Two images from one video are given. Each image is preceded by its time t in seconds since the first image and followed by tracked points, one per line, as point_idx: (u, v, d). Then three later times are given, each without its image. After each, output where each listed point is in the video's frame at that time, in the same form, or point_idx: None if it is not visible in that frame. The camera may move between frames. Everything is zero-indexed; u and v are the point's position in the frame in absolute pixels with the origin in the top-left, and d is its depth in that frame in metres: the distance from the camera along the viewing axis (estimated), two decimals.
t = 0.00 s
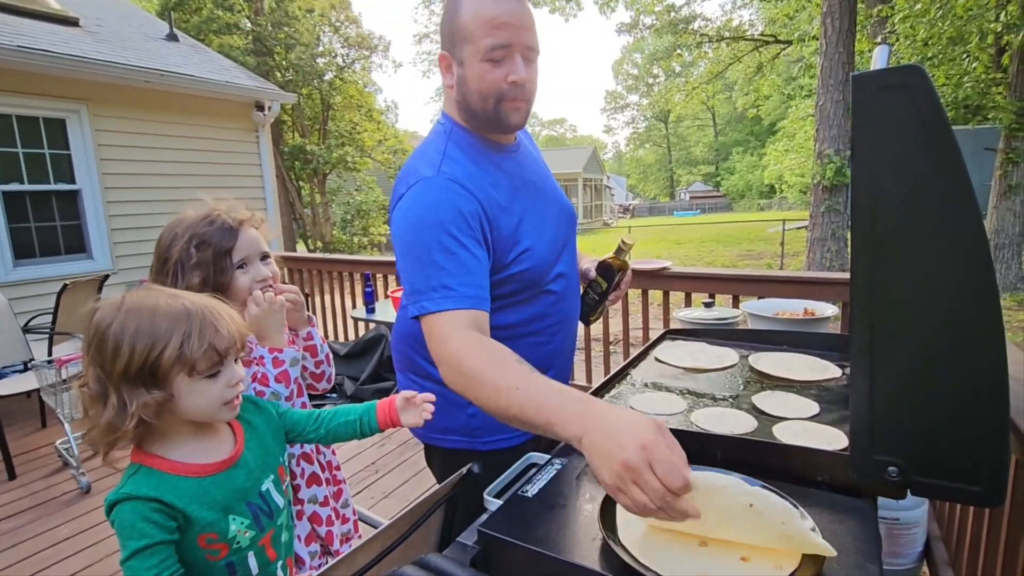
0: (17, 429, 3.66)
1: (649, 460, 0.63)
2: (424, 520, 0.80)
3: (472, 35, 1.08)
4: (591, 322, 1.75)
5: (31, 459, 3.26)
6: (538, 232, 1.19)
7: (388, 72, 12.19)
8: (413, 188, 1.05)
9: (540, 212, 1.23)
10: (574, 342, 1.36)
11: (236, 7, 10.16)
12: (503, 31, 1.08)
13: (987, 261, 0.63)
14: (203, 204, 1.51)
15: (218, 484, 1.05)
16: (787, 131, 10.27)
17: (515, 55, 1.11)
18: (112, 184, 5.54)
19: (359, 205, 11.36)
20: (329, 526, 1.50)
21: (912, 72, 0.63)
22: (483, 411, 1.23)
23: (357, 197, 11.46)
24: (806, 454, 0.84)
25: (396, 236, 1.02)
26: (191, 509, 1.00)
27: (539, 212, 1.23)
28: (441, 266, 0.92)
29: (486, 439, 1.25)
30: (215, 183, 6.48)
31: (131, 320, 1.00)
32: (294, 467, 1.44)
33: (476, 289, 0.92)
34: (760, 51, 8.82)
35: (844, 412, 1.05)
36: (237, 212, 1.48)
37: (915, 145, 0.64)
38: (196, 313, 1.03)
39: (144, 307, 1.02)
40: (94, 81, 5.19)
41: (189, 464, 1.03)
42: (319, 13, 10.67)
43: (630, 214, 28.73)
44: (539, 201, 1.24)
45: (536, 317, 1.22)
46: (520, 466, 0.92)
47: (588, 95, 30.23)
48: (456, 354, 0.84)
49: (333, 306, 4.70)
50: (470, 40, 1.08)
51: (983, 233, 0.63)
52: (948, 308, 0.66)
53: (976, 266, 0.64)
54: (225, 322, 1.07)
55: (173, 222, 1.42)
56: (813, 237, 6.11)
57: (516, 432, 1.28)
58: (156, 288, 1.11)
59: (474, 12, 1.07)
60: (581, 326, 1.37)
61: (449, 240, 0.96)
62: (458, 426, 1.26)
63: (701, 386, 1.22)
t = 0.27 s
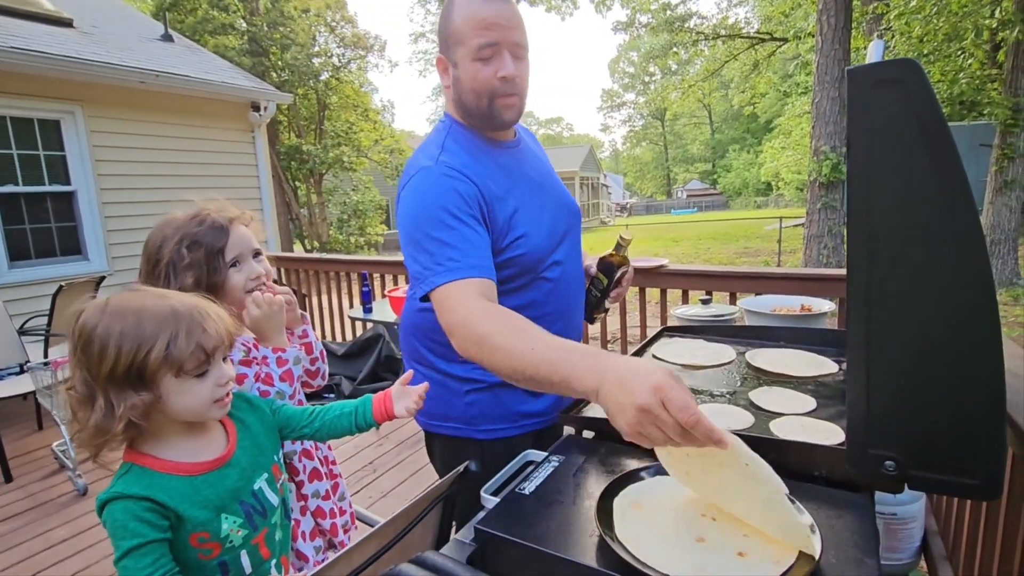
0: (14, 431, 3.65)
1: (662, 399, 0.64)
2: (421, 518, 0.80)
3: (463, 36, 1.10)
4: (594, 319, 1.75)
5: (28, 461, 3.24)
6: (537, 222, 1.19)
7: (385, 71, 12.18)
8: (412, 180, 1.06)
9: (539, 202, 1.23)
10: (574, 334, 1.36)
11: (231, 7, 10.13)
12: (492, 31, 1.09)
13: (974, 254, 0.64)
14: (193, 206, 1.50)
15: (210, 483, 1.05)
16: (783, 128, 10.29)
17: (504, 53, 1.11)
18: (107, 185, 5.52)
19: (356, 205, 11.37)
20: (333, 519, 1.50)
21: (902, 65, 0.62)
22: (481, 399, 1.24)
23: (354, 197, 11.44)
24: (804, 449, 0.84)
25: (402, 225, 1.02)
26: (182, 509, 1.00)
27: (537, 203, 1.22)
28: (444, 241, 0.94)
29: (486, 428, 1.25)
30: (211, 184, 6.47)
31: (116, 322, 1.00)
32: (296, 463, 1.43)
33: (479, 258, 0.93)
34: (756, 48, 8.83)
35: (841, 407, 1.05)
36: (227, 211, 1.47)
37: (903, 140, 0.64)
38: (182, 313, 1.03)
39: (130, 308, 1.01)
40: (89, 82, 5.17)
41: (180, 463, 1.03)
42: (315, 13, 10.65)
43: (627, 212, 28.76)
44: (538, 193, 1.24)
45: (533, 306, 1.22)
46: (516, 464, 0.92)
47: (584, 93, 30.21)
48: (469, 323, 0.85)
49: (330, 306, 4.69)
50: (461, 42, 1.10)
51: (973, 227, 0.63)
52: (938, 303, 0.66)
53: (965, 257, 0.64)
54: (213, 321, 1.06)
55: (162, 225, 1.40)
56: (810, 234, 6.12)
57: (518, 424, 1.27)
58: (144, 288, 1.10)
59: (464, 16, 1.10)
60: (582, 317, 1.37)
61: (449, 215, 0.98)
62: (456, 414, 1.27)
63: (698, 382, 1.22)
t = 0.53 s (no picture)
0: (13, 434, 3.64)
1: (667, 283, 0.71)
2: (420, 520, 0.80)
3: (466, 44, 1.14)
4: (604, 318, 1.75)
5: (27, 464, 3.24)
6: (542, 213, 1.20)
7: (382, 71, 12.17)
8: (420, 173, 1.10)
9: (545, 195, 1.23)
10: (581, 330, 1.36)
11: (229, 8, 10.12)
12: (492, 37, 1.12)
13: (970, 251, 0.63)
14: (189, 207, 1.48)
15: (208, 484, 1.05)
16: (782, 126, 10.29)
17: (504, 58, 1.14)
18: (106, 187, 5.52)
19: (356, 206, 11.47)
20: (335, 518, 1.51)
21: (897, 62, 0.63)
22: (485, 387, 1.25)
23: (353, 197, 11.44)
24: (803, 448, 0.84)
25: (415, 210, 1.07)
26: (180, 511, 1.00)
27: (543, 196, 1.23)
28: (450, 217, 0.99)
29: (489, 416, 1.26)
30: (209, 185, 6.47)
31: (112, 324, 0.99)
32: (297, 463, 1.43)
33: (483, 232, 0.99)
34: (754, 47, 8.83)
35: (839, 405, 1.05)
36: (225, 211, 1.46)
37: (898, 138, 0.64)
38: (178, 314, 1.03)
39: (126, 310, 1.01)
40: (86, 84, 5.17)
41: (178, 465, 1.03)
42: (312, 13, 10.65)
43: (626, 211, 28.77)
44: (544, 187, 1.24)
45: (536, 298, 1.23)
46: (515, 464, 0.91)
47: (583, 93, 30.20)
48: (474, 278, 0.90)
49: (329, 307, 4.69)
50: (465, 49, 1.14)
51: (967, 224, 0.63)
52: (932, 302, 0.66)
53: (963, 254, 0.64)
54: (209, 322, 1.06)
55: (158, 226, 1.38)
56: (809, 232, 6.13)
57: (522, 414, 1.27)
58: (139, 290, 1.10)
59: (465, 24, 1.14)
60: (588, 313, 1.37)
61: (455, 195, 1.02)
62: (459, 404, 1.29)
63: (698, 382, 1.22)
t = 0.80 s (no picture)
0: (13, 436, 3.65)
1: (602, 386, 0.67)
2: (416, 519, 0.81)
3: (462, 48, 1.14)
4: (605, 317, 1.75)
5: (27, 465, 3.24)
6: (540, 213, 1.19)
7: (382, 72, 12.18)
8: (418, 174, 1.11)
9: (542, 196, 1.22)
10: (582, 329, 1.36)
11: (228, 9, 10.12)
12: (488, 40, 1.12)
13: (970, 249, 0.63)
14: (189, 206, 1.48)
15: (203, 484, 1.05)
16: (782, 125, 10.27)
17: (500, 60, 1.14)
18: (105, 188, 5.53)
19: (355, 206, 11.47)
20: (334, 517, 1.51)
21: (895, 58, 0.62)
22: (485, 379, 1.26)
23: (352, 198, 11.43)
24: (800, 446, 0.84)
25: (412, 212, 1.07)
26: (175, 511, 1.00)
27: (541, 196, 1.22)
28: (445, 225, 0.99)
29: (489, 409, 1.26)
30: (209, 186, 6.48)
31: (111, 326, 0.99)
32: (296, 463, 1.43)
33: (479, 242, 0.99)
34: (754, 46, 8.81)
35: (837, 403, 1.05)
36: (226, 211, 1.46)
37: (895, 137, 0.64)
38: (176, 315, 1.03)
39: (123, 312, 1.01)
40: (86, 85, 5.18)
41: (174, 465, 1.03)
42: (312, 14, 10.65)
43: (626, 211, 28.76)
44: (542, 187, 1.24)
45: (534, 299, 1.23)
46: (512, 463, 0.91)
47: (582, 92, 30.18)
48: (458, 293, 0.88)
49: (329, 307, 4.69)
50: (462, 53, 1.15)
51: (965, 222, 0.63)
52: (932, 300, 0.66)
53: (961, 253, 0.63)
54: (207, 322, 1.07)
55: (159, 225, 1.37)
56: (809, 231, 6.13)
57: (523, 409, 1.27)
58: (132, 291, 1.09)
59: (461, 29, 1.13)
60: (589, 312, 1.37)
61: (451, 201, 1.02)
62: (459, 397, 1.29)
63: (697, 380, 1.22)
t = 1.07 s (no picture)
0: (17, 436, 3.67)
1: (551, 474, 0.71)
2: (415, 520, 0.81)
3: (461, 41, 1.13)
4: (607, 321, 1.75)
5: (31, 466, 3.26)
6: (536, 219, 1.19)
7: (385, 74, 12.21)
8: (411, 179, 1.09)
9: (538, 201, 1.22)
10: (582, 333, 1.36)
11: (232, 11, 10.19)
12: (488, 34, 1.11)
13: (970, 248, 0.63)
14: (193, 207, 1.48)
15: (199, 486, 1.06)
16: (785, 126, 10.25)
17: (502, 55, 1.13)
18: (109, 190, 5.56)
19: (358, 208, 11.47)
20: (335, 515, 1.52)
21: (894, 58, 0.62)
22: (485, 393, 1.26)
23: (355, 199, 11.46)
24: (799, 447, 0.84)
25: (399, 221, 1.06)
26: (172, 512, 1.01)
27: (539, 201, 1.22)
28: (431, 250, 0.99)
29: (484, 423, 1.26)
30: (212, 188, 6.50)
31: (109, 328, 1.00)
32: (299, 462, 1.44)
33: (465, 270, 1.00)
34: (756, 46, 8.80)
35: (838, 404, 1.05)
36: (232, 213, 1.47)
37: (893, 136, 0.64)
38: (176, 318, 1.03)
39: (122, 314, 1.01)
40: (91, 88, 5.21)
41: (170, 467, 1.03)
42: (315, 16, 10.70)
43: (629, 212, 28.74)
44: (542, 190, 1.23)
45: (534, 304, 1.22)
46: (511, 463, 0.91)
47: (585, 93, 30.18)
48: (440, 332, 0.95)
49: (331, 309, 4.70)
50: (460, 46, 1.13)
51: (963, 221, 0.63)
52: (930, 298, 0.66)
53: (960, 252, 0.63)
54: (206, 326, 1.07)
55: (165, 225, 1.38)
56: (812, 232, 6.12)
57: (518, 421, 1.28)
58: (133, 291, 1.10)
59: (461, 20, 1.12)
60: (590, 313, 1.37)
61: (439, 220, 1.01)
62: (457, 409, 1.29)
63: (697, 381, 1.22)
